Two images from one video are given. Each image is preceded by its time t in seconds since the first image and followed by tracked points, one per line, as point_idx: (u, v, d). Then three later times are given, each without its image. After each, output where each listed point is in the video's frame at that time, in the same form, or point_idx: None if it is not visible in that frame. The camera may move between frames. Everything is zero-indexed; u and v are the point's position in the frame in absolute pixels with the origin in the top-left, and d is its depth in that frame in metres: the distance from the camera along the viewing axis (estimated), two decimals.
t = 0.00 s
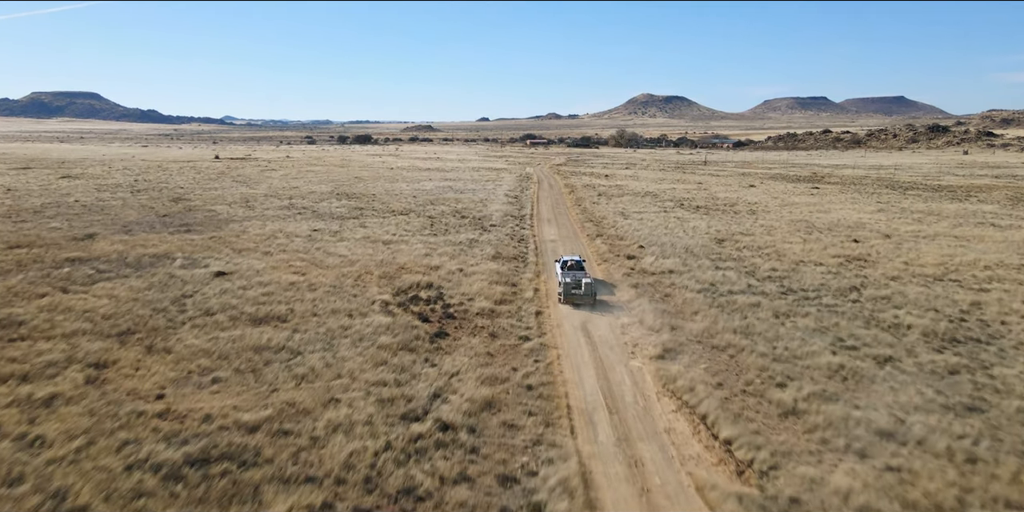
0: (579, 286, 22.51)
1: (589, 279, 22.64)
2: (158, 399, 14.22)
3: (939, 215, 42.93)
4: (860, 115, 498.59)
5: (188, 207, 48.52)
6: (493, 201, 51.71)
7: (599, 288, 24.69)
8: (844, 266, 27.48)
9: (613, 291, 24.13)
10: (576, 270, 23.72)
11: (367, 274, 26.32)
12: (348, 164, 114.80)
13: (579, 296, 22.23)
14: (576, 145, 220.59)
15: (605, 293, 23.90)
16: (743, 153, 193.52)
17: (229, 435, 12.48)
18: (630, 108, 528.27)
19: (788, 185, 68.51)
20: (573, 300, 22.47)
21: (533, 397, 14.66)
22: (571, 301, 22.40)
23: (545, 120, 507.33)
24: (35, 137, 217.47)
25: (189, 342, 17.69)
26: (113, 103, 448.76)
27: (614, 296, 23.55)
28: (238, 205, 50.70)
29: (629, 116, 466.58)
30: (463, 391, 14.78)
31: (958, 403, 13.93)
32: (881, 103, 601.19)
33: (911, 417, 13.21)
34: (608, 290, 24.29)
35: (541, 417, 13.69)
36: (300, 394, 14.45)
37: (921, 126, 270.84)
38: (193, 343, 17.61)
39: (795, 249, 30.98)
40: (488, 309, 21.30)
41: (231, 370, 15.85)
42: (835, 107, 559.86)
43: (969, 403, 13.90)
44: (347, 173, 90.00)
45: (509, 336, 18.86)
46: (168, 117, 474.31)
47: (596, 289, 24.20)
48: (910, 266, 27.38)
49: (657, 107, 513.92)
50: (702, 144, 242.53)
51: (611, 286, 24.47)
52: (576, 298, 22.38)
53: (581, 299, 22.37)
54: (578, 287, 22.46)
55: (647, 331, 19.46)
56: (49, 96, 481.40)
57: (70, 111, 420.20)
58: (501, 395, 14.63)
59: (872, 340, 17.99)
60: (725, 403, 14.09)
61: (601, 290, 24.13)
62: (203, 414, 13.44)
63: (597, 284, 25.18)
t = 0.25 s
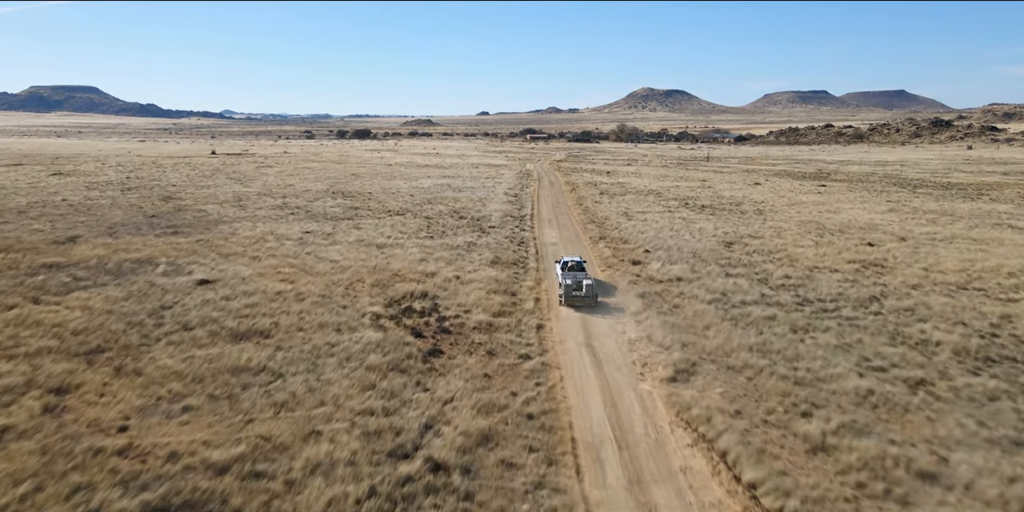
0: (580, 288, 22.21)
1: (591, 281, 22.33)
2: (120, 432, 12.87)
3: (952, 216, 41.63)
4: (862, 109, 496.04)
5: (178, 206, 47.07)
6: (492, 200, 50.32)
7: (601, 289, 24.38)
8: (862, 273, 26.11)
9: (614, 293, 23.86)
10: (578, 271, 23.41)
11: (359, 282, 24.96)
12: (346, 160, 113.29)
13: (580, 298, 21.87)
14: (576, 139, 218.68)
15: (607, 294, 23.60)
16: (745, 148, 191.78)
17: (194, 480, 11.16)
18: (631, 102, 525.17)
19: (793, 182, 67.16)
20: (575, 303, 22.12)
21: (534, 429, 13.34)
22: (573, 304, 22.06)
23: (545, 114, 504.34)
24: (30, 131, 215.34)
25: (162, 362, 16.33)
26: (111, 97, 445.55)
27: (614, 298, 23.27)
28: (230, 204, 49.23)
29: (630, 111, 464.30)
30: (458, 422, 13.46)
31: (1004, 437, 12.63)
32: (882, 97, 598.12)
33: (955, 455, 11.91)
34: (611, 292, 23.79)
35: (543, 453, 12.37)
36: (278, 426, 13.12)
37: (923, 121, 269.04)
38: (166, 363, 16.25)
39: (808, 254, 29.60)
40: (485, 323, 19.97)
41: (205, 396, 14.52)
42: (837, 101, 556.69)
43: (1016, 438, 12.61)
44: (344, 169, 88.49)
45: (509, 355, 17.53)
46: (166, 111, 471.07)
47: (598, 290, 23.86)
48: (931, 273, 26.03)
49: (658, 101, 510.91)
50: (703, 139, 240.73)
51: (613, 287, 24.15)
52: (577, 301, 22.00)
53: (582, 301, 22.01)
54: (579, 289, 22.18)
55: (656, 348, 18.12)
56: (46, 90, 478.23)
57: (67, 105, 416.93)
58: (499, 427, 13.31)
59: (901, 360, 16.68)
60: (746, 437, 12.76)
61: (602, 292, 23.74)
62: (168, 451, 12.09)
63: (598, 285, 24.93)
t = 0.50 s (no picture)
0: (581, 289, 22.00)
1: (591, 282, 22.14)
2: (74, 472, 11.57)
3: (967, 216, 40.25)
4: (864, 103, 493.04)
5: (167, 206, 45.61)
6: (491, 199, 48.87)
7: (602, 290, 24.19)
8: (880, 280, 24.77)
9: (615, 294, 23.65)
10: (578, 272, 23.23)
11: (349, 291, 23.62)
12: (343, 156, 111.63)
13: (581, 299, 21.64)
14: (577, 133, 216.57)
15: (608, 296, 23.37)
16: (747, 143, 189.99)
17: None
18: (632, 96, 521.95)
19: (799, 180, 65.71)
20: (575, 304, 21.88)
21: (535, 467, 12.02)
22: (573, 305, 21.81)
23: (545, 108, 501.10)
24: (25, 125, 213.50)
25: (130, 386, 15.01)
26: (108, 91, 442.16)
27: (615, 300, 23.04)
28: (221, 204, 47.80)
29: (631, 105, 460.92)
30: (450, 459, 12.14)
31: None
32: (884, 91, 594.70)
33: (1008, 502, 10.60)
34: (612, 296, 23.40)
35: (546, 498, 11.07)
36: (250, 465, 11.81)
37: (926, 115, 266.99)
38: (134, 387, 14.93)
39: (822, 259, 28.23)
40: (482, 339, 18.64)
41: (173, 427, 13.22)
42: (839, 95, 553.41)
43: None
44: (341, 166, 86.94)
45: (508, 376, 16.24)
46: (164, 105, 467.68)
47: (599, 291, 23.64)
48: (953, 280, 24.68)
49: (659, 95, 507.69)
50: (705, 133, 238.60)
51: (614, 288, 23.95)
52: (577, 302, 21.76)
53: (583, 302, 21.76)
54: (580, 290, 21.97)
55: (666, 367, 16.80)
56: (44, 84, 474.94)
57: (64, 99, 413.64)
58: (496, 465, 12.01)
59: (933, 383, 15.37)
60: (771, 478, 11.45)
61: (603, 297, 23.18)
62: (125, 497, 10.80)
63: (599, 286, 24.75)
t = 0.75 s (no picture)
0: (581, 290, 21.73)
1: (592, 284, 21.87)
2: None
3: (983, 217, 38.87)
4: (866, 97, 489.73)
5: (155, 206, 44.15)
6: (490, 199, 47.45)
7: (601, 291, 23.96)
8: (901, 289, 23.40)
9: (615, 295, 23.43)
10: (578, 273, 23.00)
11: (338, 302, 22.25)
12: (341, 152, 109.97)
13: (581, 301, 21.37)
14: (577, 128, 214.62)
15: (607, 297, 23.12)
16: (749, 138, 188.29)
17: None
18: (632, 90, 519.03)
19: (806, 177, 64.25)
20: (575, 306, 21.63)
21: None
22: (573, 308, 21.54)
23: (545, 102, 498.36)
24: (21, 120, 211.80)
25: (90, 416, 13.66)
26: (105, 85, 438.75)
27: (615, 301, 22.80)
28: (211, 203, 46.34)
29: (631, 99, 457.95)
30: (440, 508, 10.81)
31: None
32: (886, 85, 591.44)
33: None
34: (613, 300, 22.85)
35: None
36: None
37: (929, 109, 265.21)
38: (94, 417, 13.57)
39: (837, 265, 26.86)
40: (479, 357, 17.28)
41: (133, 467, 11.86)
42: (841, 89, 550.38)
43: None
44: (338, 163, 85.41)
45: (506, 402, 14.90)
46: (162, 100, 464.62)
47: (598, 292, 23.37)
48: (978, 289, 23.33)
49: (660, 89, 504.52)
50: (707, 128, 236.56)
51: (614, 289, 23.72)
52: (577, 304, 21.50)
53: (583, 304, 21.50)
54: (580, 292, 21.68)
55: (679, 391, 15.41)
56: (41, 78, 471.61)
57: (61, 94, 410.97)
58: None
59: (972, 412, 14.01)
60: None
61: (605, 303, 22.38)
62: None
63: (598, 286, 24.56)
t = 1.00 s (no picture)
0: (582, 291, 21.54)
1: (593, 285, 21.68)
2: None
3: (1000, 218, 37.47)
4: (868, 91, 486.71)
5: (143, 206, 42.71)
6: (489, 199, 46.03)
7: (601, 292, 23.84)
8: (924, 301, 22.03)
9: (615, 297, 23.31)
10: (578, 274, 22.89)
11: (326, 315, 20.90)
12: (338, 148, 108.36)
13: (582, 303, 21.18)
14: (578, 123, 212.67)
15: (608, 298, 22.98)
16: (751, 133, 186.45)
17: None
18: (632, 84, 515.58)
19: (812, 175, 62.85)
20: (575, 308, 21.42)
21: None
22: (573, 309, 21.34)
23: (545, 96, 495.48)
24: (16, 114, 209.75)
25: (42, 453, 12.32)
26: (103, 79, 435.76)
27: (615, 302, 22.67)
28: (201, 204, 44.87)
29: (632, 93, 455.12)
30: None
31: None
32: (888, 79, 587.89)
33: None
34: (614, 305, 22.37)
35: None
36: None
37: (931, 104, 263.06)
38: (47, 455, 12.23)
39: (854, 273, 25.47)
40: (475, 381, 15.95)
41: None
42: (842, 83, 546.84)
43: None
44: (334, 160, 83.81)
45: (504, 435, 13.57)
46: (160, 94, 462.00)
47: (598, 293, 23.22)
48: (1006, 299, 21.97)
49: (660, 83, 501.31)
50: (708, 123, 234.59)
51: (614, 290, 23.59)
52: (577, 305, 21.30)
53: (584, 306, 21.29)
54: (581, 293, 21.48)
55: (693, 421, 14.07)
56: (39, 72, 468.84)
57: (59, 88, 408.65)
58: None
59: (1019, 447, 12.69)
60: None
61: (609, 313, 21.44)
62: None
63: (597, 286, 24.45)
